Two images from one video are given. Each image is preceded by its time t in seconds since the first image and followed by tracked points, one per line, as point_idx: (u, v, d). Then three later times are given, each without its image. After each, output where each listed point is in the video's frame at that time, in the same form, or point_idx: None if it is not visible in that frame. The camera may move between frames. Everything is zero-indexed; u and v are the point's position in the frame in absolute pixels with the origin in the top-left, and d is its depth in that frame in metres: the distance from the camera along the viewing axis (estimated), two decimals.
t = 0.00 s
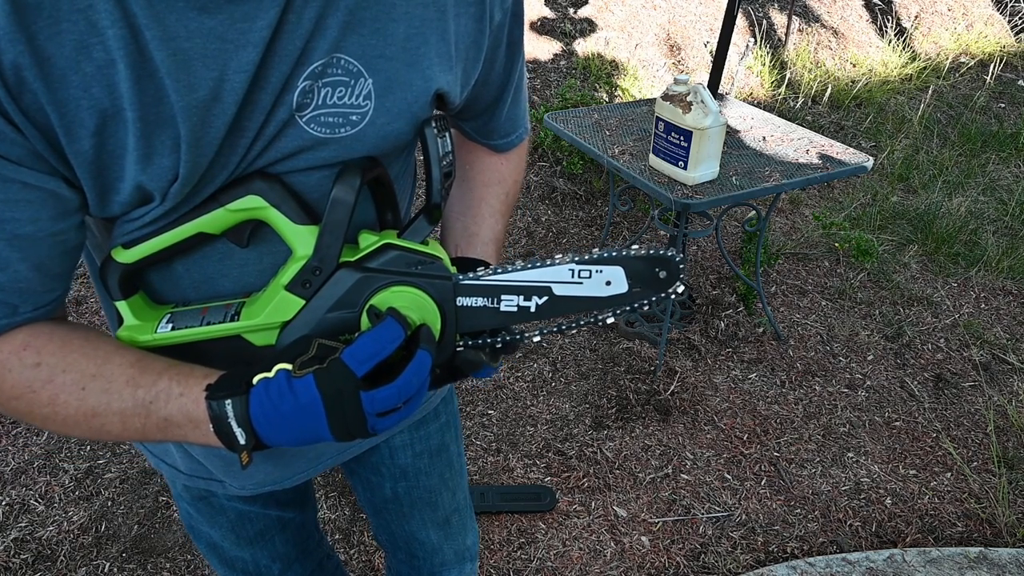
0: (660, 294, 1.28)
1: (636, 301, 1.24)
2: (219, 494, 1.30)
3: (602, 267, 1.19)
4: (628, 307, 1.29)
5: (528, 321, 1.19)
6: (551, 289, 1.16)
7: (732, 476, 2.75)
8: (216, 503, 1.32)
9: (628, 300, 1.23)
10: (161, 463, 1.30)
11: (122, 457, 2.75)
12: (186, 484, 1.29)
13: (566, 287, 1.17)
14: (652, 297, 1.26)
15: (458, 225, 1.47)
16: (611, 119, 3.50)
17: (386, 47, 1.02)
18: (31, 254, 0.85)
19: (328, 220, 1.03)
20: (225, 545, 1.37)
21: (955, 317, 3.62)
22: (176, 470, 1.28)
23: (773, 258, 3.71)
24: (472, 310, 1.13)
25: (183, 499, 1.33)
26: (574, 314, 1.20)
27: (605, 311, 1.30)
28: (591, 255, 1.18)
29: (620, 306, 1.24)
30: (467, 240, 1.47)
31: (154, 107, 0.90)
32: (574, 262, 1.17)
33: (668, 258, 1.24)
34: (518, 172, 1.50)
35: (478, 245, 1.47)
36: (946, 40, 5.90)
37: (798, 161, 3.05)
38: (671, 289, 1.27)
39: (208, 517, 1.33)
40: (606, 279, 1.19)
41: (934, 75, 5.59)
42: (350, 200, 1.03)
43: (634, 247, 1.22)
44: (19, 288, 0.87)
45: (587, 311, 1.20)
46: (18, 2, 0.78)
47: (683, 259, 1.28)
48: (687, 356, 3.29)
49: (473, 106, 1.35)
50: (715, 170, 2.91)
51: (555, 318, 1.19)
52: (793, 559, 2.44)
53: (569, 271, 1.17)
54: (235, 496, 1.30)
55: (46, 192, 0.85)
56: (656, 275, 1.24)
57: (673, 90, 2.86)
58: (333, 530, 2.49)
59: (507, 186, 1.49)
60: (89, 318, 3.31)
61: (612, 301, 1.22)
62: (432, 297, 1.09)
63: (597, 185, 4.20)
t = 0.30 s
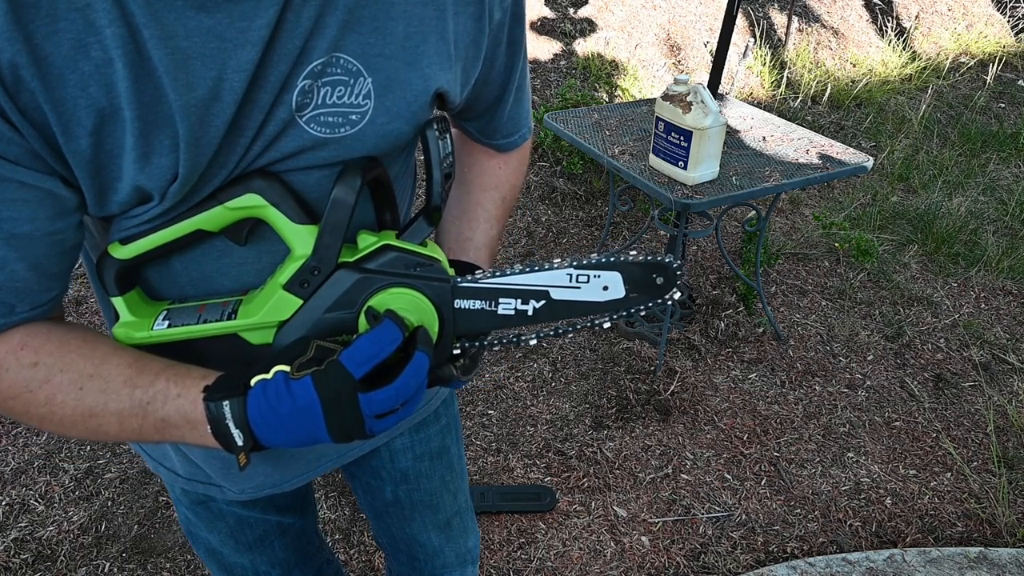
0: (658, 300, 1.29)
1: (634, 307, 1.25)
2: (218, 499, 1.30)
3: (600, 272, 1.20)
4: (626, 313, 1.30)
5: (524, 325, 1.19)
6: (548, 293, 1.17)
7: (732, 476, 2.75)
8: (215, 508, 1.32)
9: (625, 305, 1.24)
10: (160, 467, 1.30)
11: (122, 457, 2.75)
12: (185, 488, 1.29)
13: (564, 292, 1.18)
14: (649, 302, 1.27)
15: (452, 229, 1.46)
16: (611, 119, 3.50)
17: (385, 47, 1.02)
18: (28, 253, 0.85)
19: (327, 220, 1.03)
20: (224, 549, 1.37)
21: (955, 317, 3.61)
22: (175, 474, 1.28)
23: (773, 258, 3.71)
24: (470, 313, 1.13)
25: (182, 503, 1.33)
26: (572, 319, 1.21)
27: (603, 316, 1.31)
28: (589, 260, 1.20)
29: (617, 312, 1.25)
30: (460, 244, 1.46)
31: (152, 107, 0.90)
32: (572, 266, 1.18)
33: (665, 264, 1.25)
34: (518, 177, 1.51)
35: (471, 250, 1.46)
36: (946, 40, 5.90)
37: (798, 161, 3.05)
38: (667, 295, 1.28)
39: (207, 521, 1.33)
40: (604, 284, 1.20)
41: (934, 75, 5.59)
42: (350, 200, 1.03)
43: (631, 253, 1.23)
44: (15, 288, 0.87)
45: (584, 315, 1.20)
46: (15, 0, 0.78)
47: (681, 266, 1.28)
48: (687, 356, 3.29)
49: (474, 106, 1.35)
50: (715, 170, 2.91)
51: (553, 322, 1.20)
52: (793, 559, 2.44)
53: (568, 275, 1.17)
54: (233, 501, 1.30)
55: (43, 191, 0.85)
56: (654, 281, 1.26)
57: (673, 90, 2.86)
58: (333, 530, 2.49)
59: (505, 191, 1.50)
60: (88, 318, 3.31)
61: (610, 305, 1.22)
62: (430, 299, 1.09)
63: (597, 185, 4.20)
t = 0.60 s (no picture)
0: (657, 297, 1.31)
1: (634, 303, 1.26)
2: (218, 499, 1.30)
3: (600, 270, 1.20)
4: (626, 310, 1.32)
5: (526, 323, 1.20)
6: (549, 291, 1.17)
7: (732, 476, 2.75)
8: (215, 508, 1.32)
9: (625, 302, 1.25)
10: (160, 467, 1.30)
11: (122, 457, 2.75)
12: (184, 488, 1.29)
13: (564, 290, 1.18)
14: (648, 300, 1.28)
15: (461, 234, 1.50)
16: (611, 119, 3.50)
17: (385, 49, 1.02)
18: (28, 255, 0.85)
19: (325, 222, 1.03)
20: (224, 549, 1.37)
21: (955, 317, 3.61)
22: (175, 474, 1.28)
23: (773, 258, 3.71)
24: (470, 312, 1.14)
25: (182, 503, 1.33)
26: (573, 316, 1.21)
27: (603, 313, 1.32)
28: (589, 258, 1.20)
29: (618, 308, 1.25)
30: (469, 249, 1.49)
31: (151, 108, 0.90)
32: (573, 264, 1.19)
33: (666, 261, 1.27)
34: (523, 177, 1.50)
35: (480, 255, 1.49)
36: (946, 40, 5.90)
37: (798, 161, 3.05)
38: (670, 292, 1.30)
39: (207, 521, 1.33)
40: (604, 282, 1.21)
41: (934, 75, 5.59)
42: (348, 201, 1.03)
43: (631, 250, 1.23)
44: (15, 290, 0.87)
45: (585, 313, 1.21)
46: (15, 3, 0.78)
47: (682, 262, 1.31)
48: (687, 356, 3.29)
49: (474, 109, 1.35)
50: (715, 170, 2.91)
51: (553, 320, 1.20)
52: (793, 559, 2.44)
53: (568, 273, 1.18)
54: (233, 501, 1.30)
55: (43, 193, 0.85)
56: (654, 278, 1.27)
57: (673, 90, 2.86)
58: (333, 530, 2.49)
59: (511, 193, 1.50)
60: (88, 318, 3.31)
61: (610, 303, 1.23)
62: (429, 299, 1.10)
63: (597, 185, 4.20)
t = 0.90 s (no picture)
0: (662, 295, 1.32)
1: (637, 303, 1.27)
2: (218, 499, 1.30)
3: (603, 269, 1.21)
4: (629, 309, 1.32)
5: (527, 323, 1.21)
6: (551, 291, 1.19)
7: (732, 476, 2.75)
8: (215, 508, 1.32)
9: (628, 301, 1.26)
10: (160, 466, 1.30)
11: (122, 457, 2.75)
12: (184, 488, 1.29)
13: (566, 290, 1.20)
14: (653, 298, 1.29)
15: (463, 236, 1.50)
16: (611, 119, 3.50)
17: (385, 50, 1.02)
18: (26, 256, 0.85)
19: (325, 223, 1.03)
20: (224, 549, 1.37)
21: (955, 317, 3.61)
22: (175, 474, 1.27)
23: (773, 258, 3.71)
24: (471, 312, 1.15)
25: (182, 503, 1.32)
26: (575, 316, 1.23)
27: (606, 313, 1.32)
28: (592, 257, 1.21)
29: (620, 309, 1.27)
30: (470, 251, 1.50)
31: (151, 109, 0.90)
32: (574, 263, 1.20)
33: (669, 259, 1.27)
34: (524, 179, 1.51)
35: (482, 256, 1.50)
36: (946, 40, 5.89)
37: (798, 161, 3.05)
38: (672, 291, 1.30)
39: (207, 521, 1.33)
40: (606, 281, 1.22)
41: (934, 74, 5.59)
42: (347, 202, 1.03)
43: (635, 249, 1.24)
44: (14, 291, 0.87)
45: (587, 313, 1.23)
46: (15, 4, 0.78)
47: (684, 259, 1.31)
48: (687, 356, 3.29)
49: (475, 111, 1.35)
50: (716, 170, 2.91)
51: (555, 319, 1.22)
52: (793, 559, 2.44)
53: (570, 273, 1.19)
54: (232, 500, 1.30)
55: (42, 194, 0.85)
56: (658, 277, 1.27)
57: (673, 90, 2.86)
58: (333, 530, 2.49)
59: (511, 195, 1.50)
60: (88, 318, 3.31)
61: (612, 303, 1.24)
62: (429, 300, 1.10)
63: (597, 185, 4.20)
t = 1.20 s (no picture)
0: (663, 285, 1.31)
1: (640, 291, 1.26)
2: (219, 498, 1.30)
3: (604, 257, 1.21)
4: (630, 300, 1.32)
5: (529, 315, 1.20)
6: (552, 281, 1.19)
7: (732, 476, 2.75)
8: (216, 508, 1.32)
9: (630, 291, 1.25)
10: (160, 466, 1.30)
11: (122, 457, 2.75)
12: (185, 487, 1.28)
13: (567, 279, 1.19)
14: (654, 287, 1.28)
15: (465, 235, 1.52)
16: (611, 119, 3.50)
17: (385, 51, 1.02)
18: (26, 257, 0.85)
19: (324, 218, 1.03)
20: (224, 549, 1.37)
21: (955, 317, 3.61)
22: (176, 473, 1.27)
23: (773, 258, 3.71)
24: (473, 304, 1.15)
25: (182, 502, 1.32)
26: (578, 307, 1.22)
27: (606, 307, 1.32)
28: (593, 245, 1.21)
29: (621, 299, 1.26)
30: (473, 250, 1.52)
31: (151, 111, 0.90)
32: (575, 253, 1.20)
33: (669, 246, 1.27)
34: (525, 177, 1.50)
35: (484, 254, 1.52)
36: (947, 40, 5.89)
37: (798, 161, 3.05)
38: (674, 278, 1.30)
39: (207, 521, 1.33)
40: (608, 270, 1.22)
41: (934, 74, 5.59)
42: (346, 197, 1.03)
43: (636, 238, 1.25)
44: (12, 292, 0.87)
45: (590, 303, 1.22)
46: (16, 5, 0.78)
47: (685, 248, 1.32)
48: (687, 356, 3.29)
49: (474, 111, 1.35)
50: (716, 170, 2.91)
51: (557, 310, 1.21)
52: (793, 559, 2.44)
53: (571, 262, 1.19)
54: (234, 499, 1.30)
55: (41, 195, 0.85)
56: (660, 264, 1.27)
57: (673, 90, 2.86)
58: (333, 530, 2.49)
59: (512, 194, 1.50)
60: (88, 318, 3.31)
61: (615, 291, 1.23)
62: (430, 292, 1.10)
63: (597, 185, 4.20)
